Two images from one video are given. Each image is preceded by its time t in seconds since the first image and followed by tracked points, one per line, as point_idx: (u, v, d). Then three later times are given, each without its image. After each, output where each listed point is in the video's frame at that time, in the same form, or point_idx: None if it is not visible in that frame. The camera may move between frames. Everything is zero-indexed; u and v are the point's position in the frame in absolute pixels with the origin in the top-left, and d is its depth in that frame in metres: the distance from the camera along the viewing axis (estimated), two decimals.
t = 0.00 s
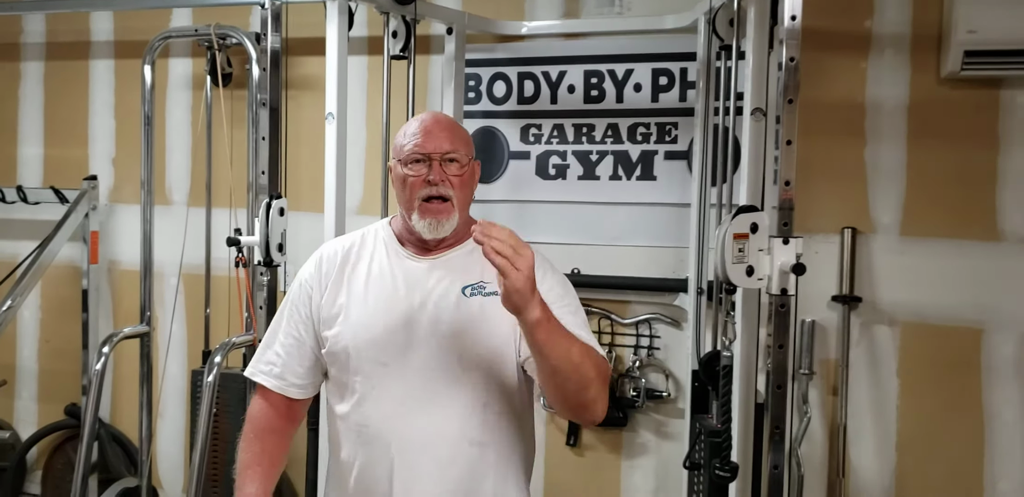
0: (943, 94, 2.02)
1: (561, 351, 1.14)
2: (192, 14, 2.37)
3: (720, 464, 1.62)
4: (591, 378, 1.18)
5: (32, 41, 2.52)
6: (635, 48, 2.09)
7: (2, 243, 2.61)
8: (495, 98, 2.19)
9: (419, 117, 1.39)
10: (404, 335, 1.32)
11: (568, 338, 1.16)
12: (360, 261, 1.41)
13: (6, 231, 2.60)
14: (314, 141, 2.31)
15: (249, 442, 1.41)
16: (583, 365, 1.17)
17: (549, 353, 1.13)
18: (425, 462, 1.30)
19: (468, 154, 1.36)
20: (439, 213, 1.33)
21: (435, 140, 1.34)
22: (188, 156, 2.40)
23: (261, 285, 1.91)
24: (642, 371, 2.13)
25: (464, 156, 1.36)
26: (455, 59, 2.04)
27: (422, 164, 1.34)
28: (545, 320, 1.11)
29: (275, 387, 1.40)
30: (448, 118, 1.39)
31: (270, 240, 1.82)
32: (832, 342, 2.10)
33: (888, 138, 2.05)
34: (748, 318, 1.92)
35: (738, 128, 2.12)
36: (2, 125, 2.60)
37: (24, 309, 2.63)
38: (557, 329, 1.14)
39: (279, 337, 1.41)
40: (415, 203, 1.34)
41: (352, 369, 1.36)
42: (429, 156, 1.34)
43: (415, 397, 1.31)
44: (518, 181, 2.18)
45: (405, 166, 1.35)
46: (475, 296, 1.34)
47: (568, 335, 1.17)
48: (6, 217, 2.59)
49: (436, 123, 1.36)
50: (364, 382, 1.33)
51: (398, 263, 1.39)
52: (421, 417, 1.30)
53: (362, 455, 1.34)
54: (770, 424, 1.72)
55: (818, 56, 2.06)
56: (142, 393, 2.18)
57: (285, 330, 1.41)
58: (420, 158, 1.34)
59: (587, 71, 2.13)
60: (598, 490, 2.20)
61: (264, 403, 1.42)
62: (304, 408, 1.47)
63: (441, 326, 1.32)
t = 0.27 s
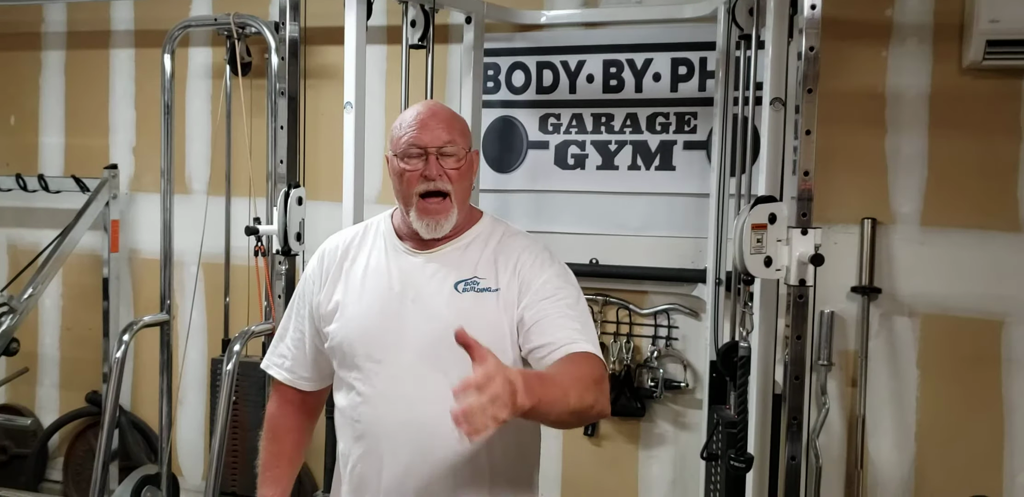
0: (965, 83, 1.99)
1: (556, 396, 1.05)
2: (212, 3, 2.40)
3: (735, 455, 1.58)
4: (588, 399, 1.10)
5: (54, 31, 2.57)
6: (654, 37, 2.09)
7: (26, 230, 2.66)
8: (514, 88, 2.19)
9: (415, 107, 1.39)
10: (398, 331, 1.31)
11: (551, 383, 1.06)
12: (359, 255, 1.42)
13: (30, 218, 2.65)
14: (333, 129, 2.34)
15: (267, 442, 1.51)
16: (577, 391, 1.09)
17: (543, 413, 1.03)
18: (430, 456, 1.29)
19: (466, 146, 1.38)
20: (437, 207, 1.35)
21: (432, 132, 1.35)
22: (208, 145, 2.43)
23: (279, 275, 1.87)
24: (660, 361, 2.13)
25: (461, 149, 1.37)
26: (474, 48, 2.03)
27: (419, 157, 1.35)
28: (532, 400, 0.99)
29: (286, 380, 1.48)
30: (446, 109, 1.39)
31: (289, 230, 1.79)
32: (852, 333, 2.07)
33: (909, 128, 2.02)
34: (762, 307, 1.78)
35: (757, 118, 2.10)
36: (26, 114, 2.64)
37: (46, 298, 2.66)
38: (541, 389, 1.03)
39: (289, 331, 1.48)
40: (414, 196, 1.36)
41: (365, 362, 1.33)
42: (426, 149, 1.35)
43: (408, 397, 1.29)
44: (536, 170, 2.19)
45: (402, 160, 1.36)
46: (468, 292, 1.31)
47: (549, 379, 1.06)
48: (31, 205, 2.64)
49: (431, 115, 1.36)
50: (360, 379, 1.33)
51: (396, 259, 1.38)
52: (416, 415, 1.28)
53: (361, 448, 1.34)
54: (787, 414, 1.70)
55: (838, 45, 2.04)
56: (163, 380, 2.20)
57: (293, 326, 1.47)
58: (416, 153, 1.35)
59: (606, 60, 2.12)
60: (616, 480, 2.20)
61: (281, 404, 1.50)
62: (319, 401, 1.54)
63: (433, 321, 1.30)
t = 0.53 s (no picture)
0: (1000, 72, 1.93)
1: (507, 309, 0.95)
2: None
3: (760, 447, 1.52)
4: (548, 330, 0.98)
5: (85, 23, 2.60)
6: (682, 26, 2.07)
7: (59, 221, 2.70)
8: (542, 79, 2.18)
9: (436, 99, 1.37)
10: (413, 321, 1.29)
11: (506, 292, 0.96)
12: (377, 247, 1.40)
13: (62, 208, 2.69)
14: (360, 120, 2.35)
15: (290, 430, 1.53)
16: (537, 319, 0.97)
17: (484, 314, 0.93)
18: (452, 451, 1.25)
19: (487, 137, 1.34)
20: (459, 196, 1.31)
21: (451, 123, 1.32)
22: (236, 136, 2.45)
23: (308, 265, 1.87)
24: (688, 353, 2.12)
25: (482, 139, 1.33)
26: (502, 38, 2.02)
27: (439, 149, 1.32)
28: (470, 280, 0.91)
29: (312, 371, 1.49)
30: (466, 100, 1.36)
31: (316, 221, 1.78)
32: (883, 326, 2.03)
33: (943, 117, 1.97)
34: (793, 299, 1.66)
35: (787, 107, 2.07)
36: (58, 106, 2.67)
37: (78, 287, 2.70)
38: (491, 289, 0.94)
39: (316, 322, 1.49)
40: (435, 188, 1.32)
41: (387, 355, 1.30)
42: (445, 140, 1.32)
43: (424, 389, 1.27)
44: (564, 161, 2.18)
45: (422, 151, 1.33)
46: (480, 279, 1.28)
47: (507, 291, 0.96)
48: (63, 197, 2.68)
49: (451, 106, 1.33)
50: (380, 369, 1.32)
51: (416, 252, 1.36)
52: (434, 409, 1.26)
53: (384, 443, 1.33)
54: (816, 407, 1.64)
55: (870, 34, 1.99)
56: (192, 370, 2.22)
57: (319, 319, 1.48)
58: (436, 144, 1.32)
59: (634, 50, 2.11)
60: (643, 472, 2.20)
61: (305, 389, 1.52)
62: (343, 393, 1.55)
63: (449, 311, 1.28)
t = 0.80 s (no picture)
0: (1011, 72, 1.92)
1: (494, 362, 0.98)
2: None
3: (771, 450, 1.51)
4: (542, 365, 1.01)
5: (96, 25, 2.62)
6: (691, 27, 2.07)
7: (70, 222, 2.71)
8: (551, 79, 2.18)
9: (440, 98, 1.38)
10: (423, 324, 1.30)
11: (486, 351, 0.98)
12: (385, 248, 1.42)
13: (73, 209, 2.70)
14: (370, 121, 2.36)
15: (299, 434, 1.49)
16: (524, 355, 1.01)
17: (472, 384, 0.97)
18: (465, 451, 1.26)
19: (490, 136, 1.35)
20: (461, 197, 1.32)
21: (455, 123, 1.33)
22: (246, 137, 2.46)
23: (316, 266, 1.86)
24: (697, 355, 2.11)
25: (486, 139, 1.35)
26: (511, 39, 2.02)
27: (442, 148, 1.34)
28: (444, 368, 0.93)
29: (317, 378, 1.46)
30: (470, 100, 1.36)
31: (326, 221, 1.78)
32: (893, 327, 2.02)
33: (953, 117, 1.96)
34: (801, 301, 1.63)
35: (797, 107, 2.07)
36: (68, 108, 2.69)
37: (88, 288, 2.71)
38: (470, 355, 0.97)
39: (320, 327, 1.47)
40: (438, 188, 1.34)
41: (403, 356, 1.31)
42: (449, 140, 1.33)
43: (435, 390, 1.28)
44: (573, 161, 2.18)
45: (426, 151, 1.35)
46: (490, 281, 1.28)
47: (487, 350, 0.99)
48: (73, 198, 2.69)
49: (455, 105, 1.34)
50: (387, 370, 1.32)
51: (422, 252, 1.37)
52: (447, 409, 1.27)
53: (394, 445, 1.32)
54: (826, 409, 1.63)
55: (880, 34, 1.98)
56: (202, 371, 2.22)
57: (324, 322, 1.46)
58: (440, 144, 1.34)
59: (643, 51, 2.11)
60: (652, 473, 2.19)
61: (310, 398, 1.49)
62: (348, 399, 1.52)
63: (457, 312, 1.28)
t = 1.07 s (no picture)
0: (1011, 71, 1.92)
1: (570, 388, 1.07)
2: None
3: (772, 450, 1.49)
4: (611, 391, 1.10)
5: (93, 23, 2.61)
6: (690, 26, 2.06)
7: (68, 221, 2.70)
8: (550, 78, 2.17)
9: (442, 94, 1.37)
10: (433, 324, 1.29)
11: (561, 375, 1.08)
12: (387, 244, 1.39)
13: (71, 209, 2.69)
14: (368, 120, 2.35)
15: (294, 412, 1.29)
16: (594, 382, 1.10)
17: (550, 401, 1.06)
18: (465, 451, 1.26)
19: (491, 133, 1.35)
20: (461, 193, 1.32)
21: (456, 118, 1.33)
22: (244, 136, 2.45)
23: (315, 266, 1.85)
24: (696, 354, 2.11)
25: (487, 136, 1.34)
26: (510, 38, 2.01)
27: (443, 143, 1.33)
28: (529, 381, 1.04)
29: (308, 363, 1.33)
30: (471, 96, 1.36)
31: (323, 221, 1.77)
32: (892, 326, 2.02)
33: (952, 117, 1.96)
34: (802, 302, 1.64)
35: (796, 107, 2.07)
36: (65, 106, 2.68)
37: (86, 288, 2.71)
38: (547, 380, 1.06)
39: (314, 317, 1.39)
40: (438, 183, 1.33)
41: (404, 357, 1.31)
42: (450, 135, 1.32)
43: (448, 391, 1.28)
44: (572, 160, 2.17)
45: (426, 146, 1.34)
46: (507, 283, 1.29)
47: (563, 370, 1.09)
48: (71, 197, 2.68)
49: (457, 102, 1.34)
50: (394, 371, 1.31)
51: (426, 250, 1.35)
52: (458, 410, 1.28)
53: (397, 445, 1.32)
54: (825, 409, 1.62)
55: (879, 33, 1.98)
56: (200, 370, 2.22)
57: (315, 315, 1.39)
58: (440, 138, 1.33)
59: (643, 50, 2.10)
60: (652, 473, 2.19)
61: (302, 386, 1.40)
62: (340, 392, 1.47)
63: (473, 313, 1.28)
